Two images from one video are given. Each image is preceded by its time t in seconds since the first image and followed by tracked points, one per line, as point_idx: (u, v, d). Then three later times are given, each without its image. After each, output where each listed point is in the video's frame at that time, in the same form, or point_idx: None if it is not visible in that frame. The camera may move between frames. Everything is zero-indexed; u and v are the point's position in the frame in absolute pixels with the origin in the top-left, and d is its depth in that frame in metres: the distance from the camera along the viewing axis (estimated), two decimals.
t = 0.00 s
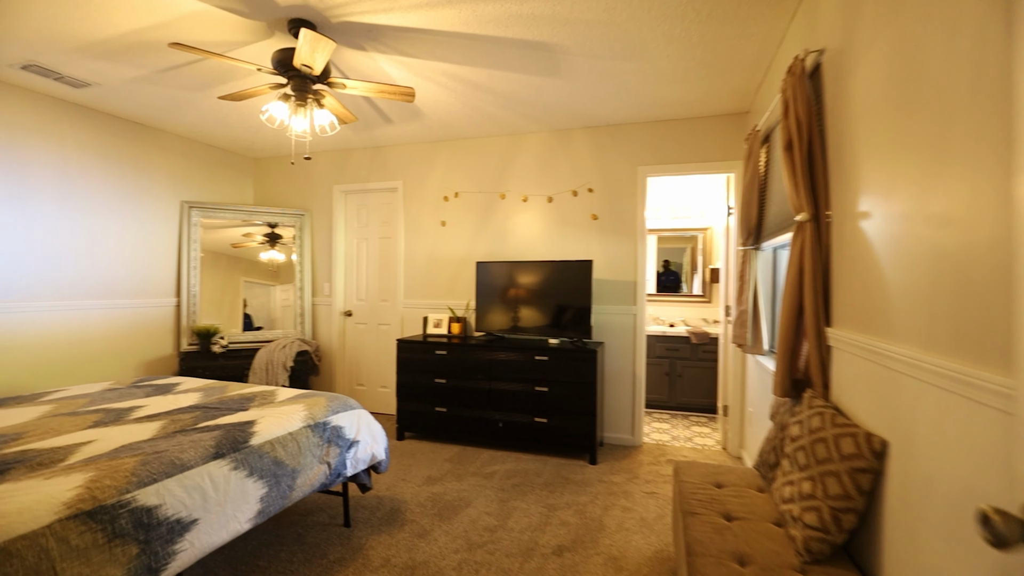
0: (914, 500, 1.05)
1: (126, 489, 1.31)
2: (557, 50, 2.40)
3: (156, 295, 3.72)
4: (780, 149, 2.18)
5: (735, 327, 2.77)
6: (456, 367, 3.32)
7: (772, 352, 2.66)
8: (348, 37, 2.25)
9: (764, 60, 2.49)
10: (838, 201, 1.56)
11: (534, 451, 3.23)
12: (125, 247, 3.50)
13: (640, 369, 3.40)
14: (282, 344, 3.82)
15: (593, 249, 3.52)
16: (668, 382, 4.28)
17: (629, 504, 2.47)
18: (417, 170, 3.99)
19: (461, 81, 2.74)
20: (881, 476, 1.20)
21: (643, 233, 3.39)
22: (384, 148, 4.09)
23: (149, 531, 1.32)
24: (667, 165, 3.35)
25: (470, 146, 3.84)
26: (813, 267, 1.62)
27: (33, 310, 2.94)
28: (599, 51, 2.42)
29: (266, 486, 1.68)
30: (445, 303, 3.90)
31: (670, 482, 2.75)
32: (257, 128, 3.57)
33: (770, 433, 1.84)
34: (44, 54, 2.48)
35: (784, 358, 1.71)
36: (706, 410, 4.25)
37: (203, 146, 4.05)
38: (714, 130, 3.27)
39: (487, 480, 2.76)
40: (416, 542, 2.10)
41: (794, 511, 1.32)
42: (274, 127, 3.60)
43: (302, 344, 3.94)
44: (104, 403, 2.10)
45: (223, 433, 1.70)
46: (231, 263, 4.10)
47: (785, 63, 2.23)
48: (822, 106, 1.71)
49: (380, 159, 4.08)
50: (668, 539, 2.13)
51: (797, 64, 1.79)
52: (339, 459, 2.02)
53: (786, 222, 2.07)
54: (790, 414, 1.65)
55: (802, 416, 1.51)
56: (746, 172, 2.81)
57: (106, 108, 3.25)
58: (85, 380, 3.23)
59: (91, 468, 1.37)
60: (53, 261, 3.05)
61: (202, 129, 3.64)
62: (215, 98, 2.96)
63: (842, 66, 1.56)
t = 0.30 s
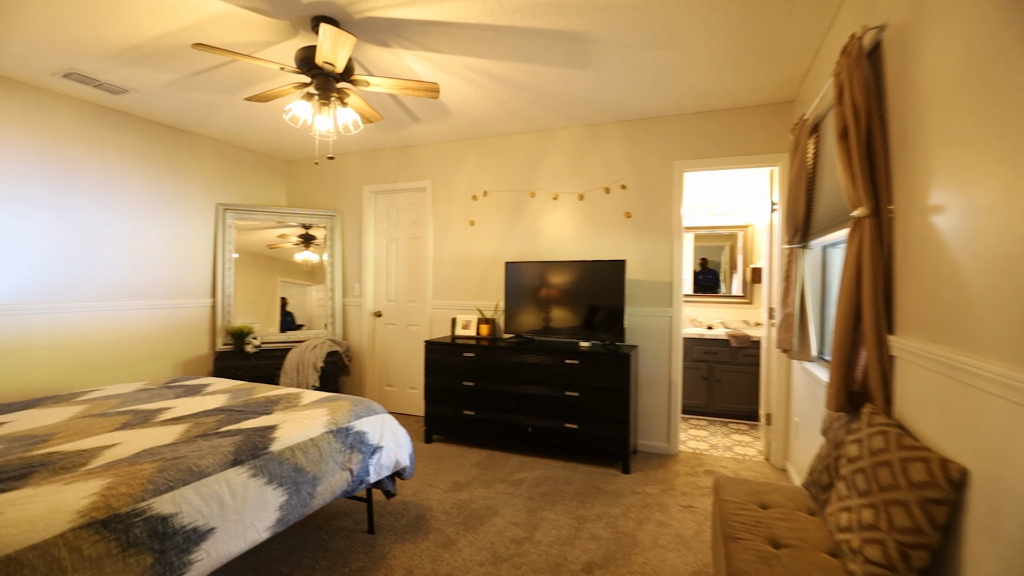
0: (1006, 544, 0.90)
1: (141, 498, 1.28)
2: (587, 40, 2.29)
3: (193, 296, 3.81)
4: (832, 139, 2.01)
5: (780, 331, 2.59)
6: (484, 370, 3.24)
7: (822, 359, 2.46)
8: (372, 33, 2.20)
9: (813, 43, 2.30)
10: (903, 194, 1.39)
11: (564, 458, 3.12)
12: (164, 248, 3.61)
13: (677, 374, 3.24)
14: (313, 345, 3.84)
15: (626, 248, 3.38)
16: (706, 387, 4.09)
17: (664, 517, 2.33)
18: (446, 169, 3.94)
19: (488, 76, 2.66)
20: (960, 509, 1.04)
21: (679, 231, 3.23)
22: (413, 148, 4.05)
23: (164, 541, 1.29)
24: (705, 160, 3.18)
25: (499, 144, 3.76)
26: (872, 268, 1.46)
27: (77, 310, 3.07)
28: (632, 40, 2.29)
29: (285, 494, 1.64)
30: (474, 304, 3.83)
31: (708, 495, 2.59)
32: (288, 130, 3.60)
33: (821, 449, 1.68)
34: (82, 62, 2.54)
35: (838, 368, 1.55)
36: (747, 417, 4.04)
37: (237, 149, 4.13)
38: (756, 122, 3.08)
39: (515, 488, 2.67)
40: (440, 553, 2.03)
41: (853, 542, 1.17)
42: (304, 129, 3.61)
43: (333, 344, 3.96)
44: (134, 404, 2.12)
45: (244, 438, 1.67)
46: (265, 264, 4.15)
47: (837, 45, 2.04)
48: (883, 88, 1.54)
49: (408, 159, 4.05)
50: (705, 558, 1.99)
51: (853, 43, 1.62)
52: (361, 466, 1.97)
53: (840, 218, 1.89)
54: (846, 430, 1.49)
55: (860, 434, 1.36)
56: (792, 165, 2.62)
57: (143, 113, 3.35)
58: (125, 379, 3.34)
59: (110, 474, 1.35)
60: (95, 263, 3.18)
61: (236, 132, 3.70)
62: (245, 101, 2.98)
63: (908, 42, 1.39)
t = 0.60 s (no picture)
0: None
1: (163, 502, 1.26)
2: (624, 24, 2.16)
3: (233, 295, 3.90)
4: (901, 122, 1.80)
5: (838, 334, 2.38)
6: (518, 371, 3.15)
7: (885, 365, 2.25)
8: (400, 26, 2.15)
9: (876, 17, 2.09)
10: (992, 179, 1.21)
11: (601, 465, 2.99)
12: (204, 248, 3.71)
13: (721, 378, 3.05)
14: (347, 344, 3.86)
15: (666, 245, 3.22)
16: (752, 392, 3.86)
17: (706, 533, 2.18)
18: (479, 166, 3.87)
19: (519, 67, 2.57)
20: None
21: (724, 226, 3.04)
22: (446, 145, 4.00)
23: (186, 547, 1.26)
24: (753, 150, 2.98)
25: (532, 139, 3.66)
26: (953, 265, 1.27)
27: (124, 309, 3.19)
28: (672, 22, 2.14)
29: (310, 499, 1.60)
30: (507, 304, 3.75)
31: (756, 510, 2.41)
32: (322, 129, 3.61)
33: (890, 469, 1.50)
34: (124, 67, 2.60)
35: (912, 379, 1.37)
36: (797, 425, 3.79)
37: (275, 151, 4.20)
38: (809, 108, 2.86)
39: (548, 495, 2.57)
40: (469, 563, 1.95)
41: None
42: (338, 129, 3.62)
43: (367, 343, 3.97)
44: (170, 402, 2.14)
45: (269, 441, 1.64)
46: (302, 263, 4.20)
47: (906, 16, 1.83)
48: (965, 60, 1.34)
49: (441, 156, 4.00)
50: None
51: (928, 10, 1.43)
52: (389, 470, 1.92)
53: (911, 209, 1.69)
54: (923, 450, 1.31)
55: (940, 456, 1.19)
56: (851, 152, 2.40)
57: (184, 117, 3.44)
58: (169, 376, 3.44)
59: (134, 476, 1.34)
60: (141, 264, 3.31)
61: (273, 134, 3.75)
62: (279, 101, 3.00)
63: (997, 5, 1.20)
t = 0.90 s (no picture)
0: None
1: (189, 506, 1.23)
2: (672, 4, 2.00)
3: (281, 296, 3.99)
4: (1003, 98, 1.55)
5: (921, 341, 2.14)
6: (560, 375, 3.03)
7: (977, 376, 1.98)
8: (436, 19, 2.08)
9: None
10: None
11: (648, 476, 2.82)
12: (254, 250, 3.81)
13: (781, 387, 2.81)
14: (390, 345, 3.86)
15: (719, 243, 3.01)
16: (816, 402, 3.56)
17: (764, 557, 1.99)
18: (520, 164, 3.77)
19: (560, 57, 2.45)
20: None
21: (785, 222, 2.80)
22: (487, 144, 3.94)
23: (211, 553, 1.23)
24: (818, 139, 2.73)
25: (576, 134, 3.52)
26: None
27: (178, 309, 3.32)
28: None
29: (341, 506, 1.55)
30: (549, 305, 3.63)
31: (823, 534, 2.18)
32: (365, 131, 3.63)
33: (993, 502, 1.27)
34: (175, 75, 2.69)
35: None
36: (868, 439, 3.46)
37: (321, 154, 4.27)
38: (883, 89, 2.59)
39: (591, 508, 2.43)
40: None
41: None
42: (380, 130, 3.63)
43: (409, 344, 3.95)
44: (213, 401, 2.17)
45: (300, 445, 1.60)
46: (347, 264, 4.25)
47: None
48: None
49: (482, 155, 3.94)
50: None
51: None
52: (423, 477, 1.85)
53: (1018, 194, 1.43)
54: None
55: None
56: (934, 136, 2.13)
57: (234, 122, 3.54)
58: (221, 375, 3.56)
59: (164, 478, 1.33)
60: (195, 266, 3.45)
61: (318, 137, 3.81)
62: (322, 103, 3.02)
63: None
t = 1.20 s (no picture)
0: None
1: (208, 513, 1.21)
2: None
3: (323, 296, 4.07)
4: None
5: (1008, 350, 1.87)
6: (599, 381, 2.90)
7: None
8: (467, 12, 2.02)
9: None
10: None
11: (693, 491, 2.65)
12: (297, 251, 3.90)
13: (843, 399, 2.57)
14: (427, 346, 3.84)
15: (773, 242, 2.79)
16: (883, 415, 3.26)
17: None
18: (559, 162, 3.66)
19: (598, 46, 2.33)
20: None
21: (848, 218, 2.56)
22: (525, 142, 3.85)
23: (229, 561, 1.21)
24: (886, 126, 2.47)
25: (617, 129, 3.38)
26: None
27: (225, 309, 3.44)
28: None
29: (364, 515, 1.50)
30: (588, 307, 3.50)
31: (892, 565, 1.96)
32: (403, 131, 3.62)
33: None
34: (218, 81, 2.76)
35: None
36: (944, 458, 3.12)
37: (362, 156, 4.32)
38: (965, 68, 2.31)
39: (631, 523, 2.30)
40: None
41: None
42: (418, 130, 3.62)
43: (446, 346, 3.92)
44: (249, 402, 2.19)
45: (326, 450, 1.57)
46: (386, 265, 4.27)
47: None
48: None
49: (520, 153, 3.86)
50: None
51: None
52: (451, 487, 1.78)
53: None
54: None
55: None
56: None
57: (277, 127, 3.63)
58: (265, 374, 3.67)
59: (188, 483, 1.32)
60: (241, 266, 3.56)
61: (358, 139, 3.84)
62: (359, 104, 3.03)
63: None
